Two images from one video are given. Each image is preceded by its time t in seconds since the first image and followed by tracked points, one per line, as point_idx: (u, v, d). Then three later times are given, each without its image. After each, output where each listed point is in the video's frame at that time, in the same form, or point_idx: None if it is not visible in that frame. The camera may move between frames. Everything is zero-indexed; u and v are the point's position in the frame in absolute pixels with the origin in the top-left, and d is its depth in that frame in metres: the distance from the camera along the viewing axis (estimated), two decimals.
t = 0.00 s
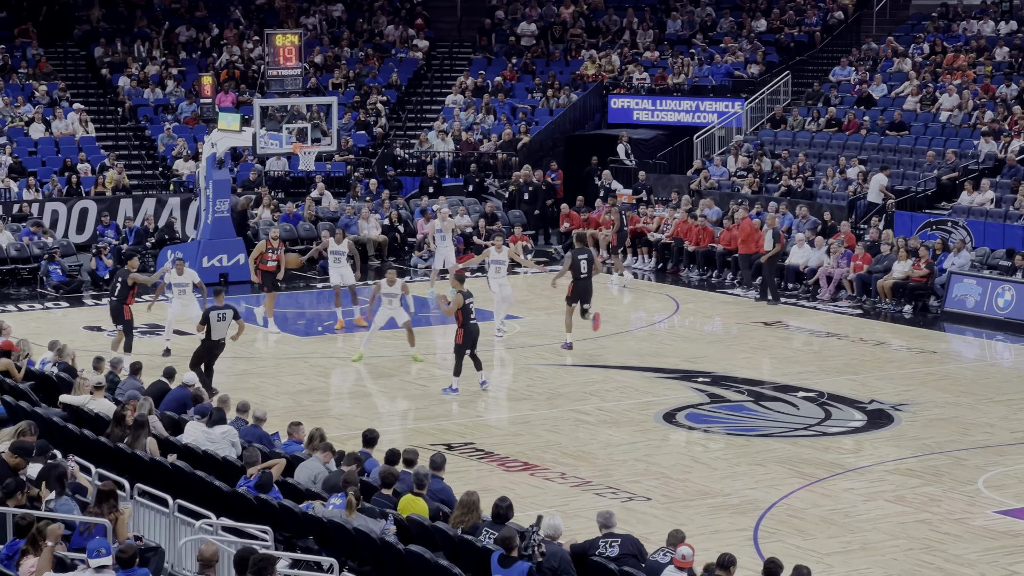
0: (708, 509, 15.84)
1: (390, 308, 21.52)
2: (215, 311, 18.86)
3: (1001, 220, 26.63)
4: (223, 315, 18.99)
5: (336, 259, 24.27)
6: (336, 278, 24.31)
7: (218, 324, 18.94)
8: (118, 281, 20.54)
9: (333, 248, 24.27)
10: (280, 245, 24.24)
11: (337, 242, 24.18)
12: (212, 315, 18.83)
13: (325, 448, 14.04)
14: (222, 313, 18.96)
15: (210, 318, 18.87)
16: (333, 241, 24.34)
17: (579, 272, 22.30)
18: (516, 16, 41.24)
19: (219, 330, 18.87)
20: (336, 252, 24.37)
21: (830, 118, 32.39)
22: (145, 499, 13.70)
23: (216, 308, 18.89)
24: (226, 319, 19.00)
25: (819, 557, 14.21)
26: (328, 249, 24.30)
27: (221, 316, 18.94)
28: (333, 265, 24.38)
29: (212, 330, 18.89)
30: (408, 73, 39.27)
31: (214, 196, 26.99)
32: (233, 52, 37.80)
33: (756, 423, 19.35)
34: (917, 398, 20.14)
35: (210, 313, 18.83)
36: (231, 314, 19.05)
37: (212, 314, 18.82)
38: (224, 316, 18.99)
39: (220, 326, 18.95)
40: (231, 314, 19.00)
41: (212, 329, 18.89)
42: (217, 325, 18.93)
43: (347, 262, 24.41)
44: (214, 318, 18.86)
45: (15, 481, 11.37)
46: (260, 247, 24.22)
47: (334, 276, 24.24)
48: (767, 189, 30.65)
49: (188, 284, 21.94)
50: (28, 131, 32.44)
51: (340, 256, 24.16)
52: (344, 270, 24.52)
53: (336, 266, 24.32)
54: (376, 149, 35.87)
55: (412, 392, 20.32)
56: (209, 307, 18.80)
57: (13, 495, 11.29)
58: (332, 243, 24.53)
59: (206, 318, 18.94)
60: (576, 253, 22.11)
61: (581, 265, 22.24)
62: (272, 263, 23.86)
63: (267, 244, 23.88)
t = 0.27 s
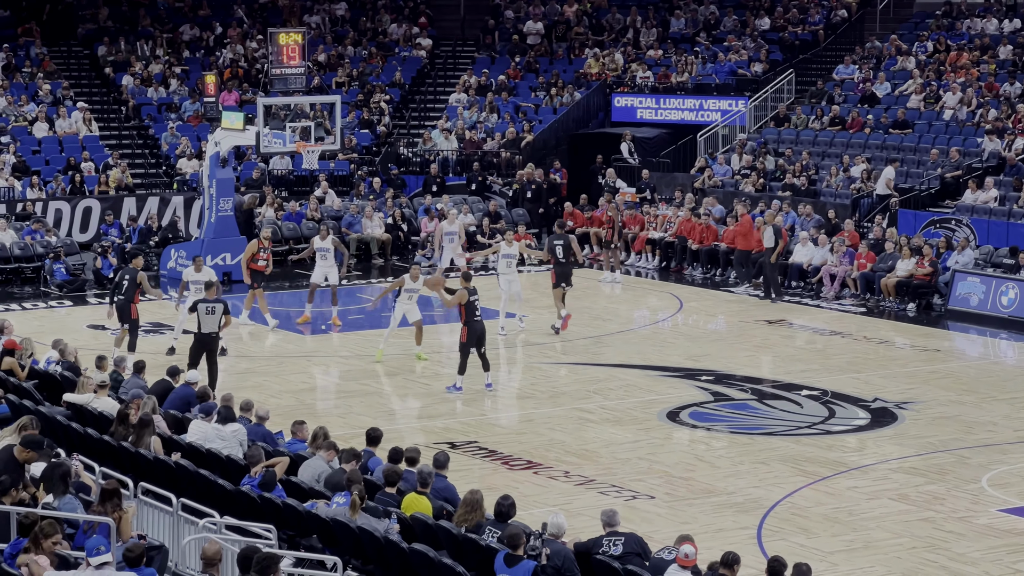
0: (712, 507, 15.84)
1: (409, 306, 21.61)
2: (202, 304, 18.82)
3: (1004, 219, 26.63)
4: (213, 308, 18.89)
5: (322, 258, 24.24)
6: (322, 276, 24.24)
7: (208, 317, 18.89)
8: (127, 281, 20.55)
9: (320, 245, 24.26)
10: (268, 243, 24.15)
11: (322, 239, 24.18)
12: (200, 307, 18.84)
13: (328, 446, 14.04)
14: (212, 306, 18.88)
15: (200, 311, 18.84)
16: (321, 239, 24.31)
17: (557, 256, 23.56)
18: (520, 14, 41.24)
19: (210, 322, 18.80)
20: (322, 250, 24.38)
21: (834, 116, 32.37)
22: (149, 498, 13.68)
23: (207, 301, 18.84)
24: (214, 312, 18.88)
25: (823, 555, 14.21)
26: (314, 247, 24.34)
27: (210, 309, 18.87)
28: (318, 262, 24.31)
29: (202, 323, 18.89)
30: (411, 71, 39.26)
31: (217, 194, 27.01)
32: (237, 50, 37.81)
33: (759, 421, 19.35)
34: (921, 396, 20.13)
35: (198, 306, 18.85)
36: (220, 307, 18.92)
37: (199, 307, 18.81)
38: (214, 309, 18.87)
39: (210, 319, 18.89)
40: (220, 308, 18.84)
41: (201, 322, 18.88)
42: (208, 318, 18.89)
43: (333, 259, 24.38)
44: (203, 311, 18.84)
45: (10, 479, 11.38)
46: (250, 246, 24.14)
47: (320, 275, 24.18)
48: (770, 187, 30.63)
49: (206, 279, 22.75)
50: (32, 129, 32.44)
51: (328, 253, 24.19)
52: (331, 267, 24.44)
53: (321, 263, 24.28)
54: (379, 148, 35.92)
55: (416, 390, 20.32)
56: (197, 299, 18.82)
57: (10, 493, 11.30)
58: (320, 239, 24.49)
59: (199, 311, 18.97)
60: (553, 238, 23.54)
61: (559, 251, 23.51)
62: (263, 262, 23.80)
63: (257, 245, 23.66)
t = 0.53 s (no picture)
0: (714, 506, 15.84)
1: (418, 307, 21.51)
2: (190, 303, 18.73)
3: (1007, 217, 26.62)
4: (201, 306, 18.75)
5: (302, 255, 24.24)
6: (302, 272, 24.27)
7: (198, 316, 18.77)
8: (128, 280, 20.59)
9: (302, 243, 24.30)
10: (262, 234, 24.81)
11: (305, 236, 24.21)
12: (190, 306, 18.75)
13: (330, 445, 14.05)
14: (200, 304, 18.74)
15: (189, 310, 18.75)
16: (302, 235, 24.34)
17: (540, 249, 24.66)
18: (522, 12, 41.23)
19: (200, 322, 18.69)
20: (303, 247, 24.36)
21: (836, 115, 32.36)
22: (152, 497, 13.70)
23: (195, 299, 18.70)
24: (202, 310, 18.72)
25: (826, 554, 14.21)
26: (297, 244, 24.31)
27: (199, 306, 18.73)
28: (301, 260, 24.40)
29: (193, 322, 18.81)
30: (413, 70, 39.28)
31: (219, 194, 27.00)
32: (239, 49, 37.84)
33: (761, 420, 19.34)
34: (923, 395, 20.13)
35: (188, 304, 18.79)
36: (208, 304, 18.73)
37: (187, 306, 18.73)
38: (201, 307, 18.72)
39: (199, 318, 18.76)
40: (207, 304, 18.64)
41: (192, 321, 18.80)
42: (199, 316, 18.78)
43: (316, 256, 24.31)
44: (192, 309, 18.75)
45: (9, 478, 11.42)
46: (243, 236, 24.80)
47: (300, 271, 24.23)
48: (772, 186, 30.62)
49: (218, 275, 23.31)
50: (34, 128, 32.47)
51: (308, 252, 24.12)
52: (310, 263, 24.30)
53: (304, 261, 24.26)
54: (382, 146, 35.94)
55: (418, 389, 20.32)
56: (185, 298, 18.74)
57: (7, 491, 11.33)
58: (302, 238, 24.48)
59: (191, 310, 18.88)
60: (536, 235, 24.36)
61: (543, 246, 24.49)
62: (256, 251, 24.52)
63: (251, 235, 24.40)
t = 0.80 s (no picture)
0: (715, 504, 15.86)
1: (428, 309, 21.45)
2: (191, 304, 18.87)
3: (1007, 216, 26.68)
4: (202, 307, 18.88)
5: (293, 248, 24.39)
6: (293, 268, 24.41)
7: (199, 317, 18.87)
8: (120, 274, 20.70)
9: (293, 238, 24.47)
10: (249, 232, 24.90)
11: (295, 231, 24.41)
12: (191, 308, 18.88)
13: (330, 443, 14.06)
14: (201, 305, 18.86)
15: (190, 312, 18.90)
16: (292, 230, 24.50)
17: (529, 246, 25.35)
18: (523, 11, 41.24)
19: (200, 322, 18.77)
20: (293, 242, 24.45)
21: (836, 113, 32.41)
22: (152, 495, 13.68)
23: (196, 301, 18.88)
24: (202, 311, 18.83)
25: (826, 552, 14.23)
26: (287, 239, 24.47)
27: (200, 308, 18.86)
28: (292, 254, 24.52)
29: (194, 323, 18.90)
30: (413, 69, 39.31)
31: (220, 191, 26.98)
32: (239, 47, 37.87)
33: (761, 418, 19.36)
34: (923, 393, 20.15)
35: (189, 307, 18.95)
36: (208, 305, 18.86)
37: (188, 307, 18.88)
38: (201, 308, 18.86)
39: (200, 319, 18.85)
40: (207, 305, 18.75)
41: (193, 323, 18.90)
42: (201, 318, 18.88)
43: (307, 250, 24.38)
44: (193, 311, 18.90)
45: (11, 476, 11.19)
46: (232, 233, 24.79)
47: (291, 265, 24.34)
48: (772, 184, 30.65)
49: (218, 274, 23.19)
50: (34, 126, 32.48)
51: (299, 245, 24.36)
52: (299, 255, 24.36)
53: (294, 256, 24.42)
54: (383, 145, 35.96)
55: (418, 387, 20.33)
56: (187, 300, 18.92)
57: (9, 490, 11.10)
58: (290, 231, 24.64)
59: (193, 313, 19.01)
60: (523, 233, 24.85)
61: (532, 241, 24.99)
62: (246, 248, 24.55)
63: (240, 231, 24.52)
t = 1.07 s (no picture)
0: (712, 504, 15.85)
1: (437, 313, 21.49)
2: (198, 306, 18.33)
3: (1004, 216, 26.69)
4: (209, 310, 18.34)
5: (281, 249, 24.45)
6: (279, 267, 24.39)
7: (205, 320, 18.35)
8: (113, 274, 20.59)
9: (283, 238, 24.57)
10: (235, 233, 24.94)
11: (284, 231, 24.48)
12: (199, 310, 18.35)
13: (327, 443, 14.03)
14: (208, 308, 18.32)
15: (199, 313, 18.42)
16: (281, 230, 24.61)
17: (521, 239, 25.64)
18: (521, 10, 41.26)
19: (206, 326, 18.26)
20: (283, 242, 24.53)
21: (834, 113, 32.44)
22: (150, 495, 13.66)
23: (204, 303, 18.30)
24: (209, 314, 18.30)
25: (824, 552, 14.22)
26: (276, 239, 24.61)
27: (206, 311, 18.31)
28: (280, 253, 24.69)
29: (199, 325, 18.40)
30: (411, 68, 39.32)
31: (218, 191, 26.97)
32: (237, 47, 37.89)
33: (759, 418, 19.35)
34: (921, 394, 20.15)
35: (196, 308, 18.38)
36: (216, 309, 18.30)
37: (195, 308, 18.33)
38: (208, 311, 18.32)
39: (206, 322, 18.34)
40: (215, 310, 18.21)
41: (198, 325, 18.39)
42: (207, 321, 18.36)
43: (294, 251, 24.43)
44: (200, 313, 18.35)
45: (12, 477, 11.10)
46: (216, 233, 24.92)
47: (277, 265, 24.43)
48: (770, 184, 30.66)
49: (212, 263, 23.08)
50: (32, 126, 32.46)
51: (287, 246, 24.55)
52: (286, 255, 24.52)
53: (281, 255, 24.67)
54: (380, 144, 35.96)
55: (415, 387, 20.32)
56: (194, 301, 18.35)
57: (11, 490, 11.01)
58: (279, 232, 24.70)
59: (199, 314, 18.45)
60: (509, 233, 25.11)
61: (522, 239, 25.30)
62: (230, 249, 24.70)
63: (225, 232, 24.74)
